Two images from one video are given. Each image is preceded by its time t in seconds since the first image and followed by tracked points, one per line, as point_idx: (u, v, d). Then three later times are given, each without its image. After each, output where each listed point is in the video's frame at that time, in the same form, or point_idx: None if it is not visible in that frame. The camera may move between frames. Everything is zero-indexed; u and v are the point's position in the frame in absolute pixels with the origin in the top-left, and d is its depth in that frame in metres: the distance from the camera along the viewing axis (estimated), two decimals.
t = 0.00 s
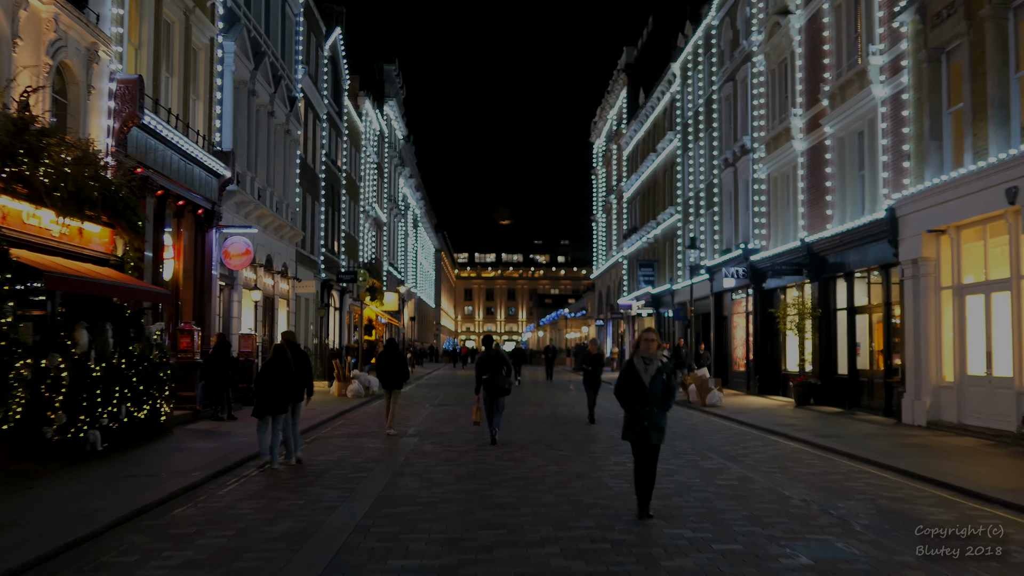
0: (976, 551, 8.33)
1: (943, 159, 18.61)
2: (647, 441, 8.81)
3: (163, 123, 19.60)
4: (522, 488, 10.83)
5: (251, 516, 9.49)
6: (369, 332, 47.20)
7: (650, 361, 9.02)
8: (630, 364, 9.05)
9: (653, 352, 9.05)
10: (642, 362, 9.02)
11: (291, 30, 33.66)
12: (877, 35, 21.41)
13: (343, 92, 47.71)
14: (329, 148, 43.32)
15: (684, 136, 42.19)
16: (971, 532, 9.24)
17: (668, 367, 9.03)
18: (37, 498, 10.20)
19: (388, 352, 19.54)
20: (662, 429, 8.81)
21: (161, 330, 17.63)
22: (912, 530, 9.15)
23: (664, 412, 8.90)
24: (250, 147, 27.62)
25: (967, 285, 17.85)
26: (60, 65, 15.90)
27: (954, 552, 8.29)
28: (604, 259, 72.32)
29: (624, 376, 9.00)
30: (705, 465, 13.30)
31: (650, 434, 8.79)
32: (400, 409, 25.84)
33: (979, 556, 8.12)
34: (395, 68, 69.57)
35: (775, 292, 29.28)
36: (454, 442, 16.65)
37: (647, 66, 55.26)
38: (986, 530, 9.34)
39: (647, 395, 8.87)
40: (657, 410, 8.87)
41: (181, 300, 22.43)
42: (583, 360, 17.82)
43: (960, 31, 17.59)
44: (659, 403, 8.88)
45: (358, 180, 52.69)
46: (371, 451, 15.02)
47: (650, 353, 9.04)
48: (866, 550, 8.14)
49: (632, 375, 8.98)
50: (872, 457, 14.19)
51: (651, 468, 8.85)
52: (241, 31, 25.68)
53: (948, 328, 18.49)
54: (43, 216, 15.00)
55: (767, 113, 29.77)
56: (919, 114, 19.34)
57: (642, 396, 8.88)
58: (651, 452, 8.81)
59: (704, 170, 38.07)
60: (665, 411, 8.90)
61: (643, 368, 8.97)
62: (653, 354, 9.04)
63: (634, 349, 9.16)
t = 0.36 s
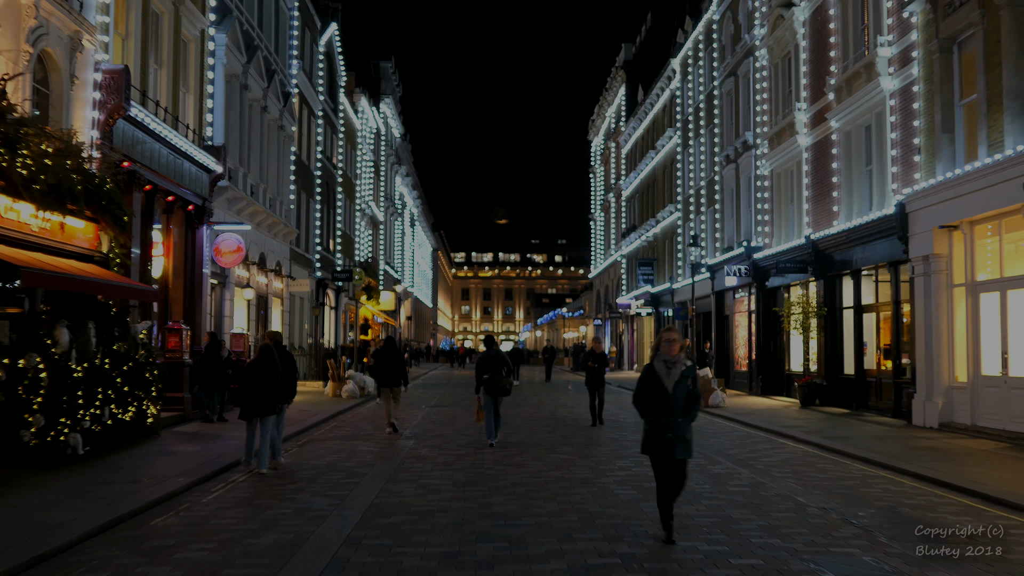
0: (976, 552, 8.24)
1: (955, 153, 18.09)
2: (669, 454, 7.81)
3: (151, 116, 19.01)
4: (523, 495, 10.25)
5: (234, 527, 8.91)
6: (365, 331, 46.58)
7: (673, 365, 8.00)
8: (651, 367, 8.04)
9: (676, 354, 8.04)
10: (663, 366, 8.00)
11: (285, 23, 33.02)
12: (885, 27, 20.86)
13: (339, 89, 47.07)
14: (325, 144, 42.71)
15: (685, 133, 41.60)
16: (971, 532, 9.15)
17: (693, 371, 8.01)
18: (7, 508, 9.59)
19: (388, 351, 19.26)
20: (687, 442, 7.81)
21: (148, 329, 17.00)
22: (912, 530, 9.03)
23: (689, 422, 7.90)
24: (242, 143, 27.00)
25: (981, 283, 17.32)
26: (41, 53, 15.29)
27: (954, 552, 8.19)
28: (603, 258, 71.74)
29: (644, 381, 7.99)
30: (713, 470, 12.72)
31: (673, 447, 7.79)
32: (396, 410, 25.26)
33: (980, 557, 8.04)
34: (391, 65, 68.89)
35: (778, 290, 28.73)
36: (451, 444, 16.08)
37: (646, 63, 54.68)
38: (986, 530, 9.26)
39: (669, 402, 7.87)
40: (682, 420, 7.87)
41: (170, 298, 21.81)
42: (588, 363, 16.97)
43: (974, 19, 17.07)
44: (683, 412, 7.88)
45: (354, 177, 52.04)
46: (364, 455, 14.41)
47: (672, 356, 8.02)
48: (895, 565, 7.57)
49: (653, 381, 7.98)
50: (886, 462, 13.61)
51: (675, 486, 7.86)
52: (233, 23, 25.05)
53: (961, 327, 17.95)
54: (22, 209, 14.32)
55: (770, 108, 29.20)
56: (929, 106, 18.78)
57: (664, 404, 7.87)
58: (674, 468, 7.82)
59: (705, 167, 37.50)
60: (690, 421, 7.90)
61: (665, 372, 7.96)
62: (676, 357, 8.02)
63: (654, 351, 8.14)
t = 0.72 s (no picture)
0: (976, 551, 8.30)
1: (971, 148, 17.48)
2: (705, 481, 6.71)
3: (139, 110, 18.40)
4: (525, 508, 9.65)
5: (219, 542, 8.35)
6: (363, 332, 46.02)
7: (708, 376, 6.77)
8: (682, 379, 6.80)
9: (711, 364, 6.79)
10: (696, 379, 6.76)
11: (280, 19, 32.44)
12: (896, 19, 20.27)
13: (336, 86, 46.49)
14: (321, 142, 42.09)
15: (687, 130, 41.02)
16: (970, 532, 9.22)
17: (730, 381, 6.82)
18: None
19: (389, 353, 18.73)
20: (726, 466, 6.70)
21: (135, 330, 16.34)
22: (912, 529, 9.12)
23: (727, 442, 6.77)
24: (236, 139, 26.40)
25: (997, 282, 16.74)
26: (22, 43, 14.70)
27: (953, 552, 8.23)
28: (603, 258, 71.19)
29: (674, 396, 6.78)
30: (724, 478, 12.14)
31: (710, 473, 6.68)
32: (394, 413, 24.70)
33: (978, 557, 8.08)
34: (390, 63, 68.29)
35: (783, 289, 28.19)
36: (450, 449, 15.50)
37: (647, 61, 54.11)
38: (985, 530, 9.30)
39: (705, 422, 6.70)
40: (718, 440, 6.73)
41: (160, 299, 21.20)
42: (596, 367, 15.81)
43: (991, 10, 16.49)
44: (719, 430, 6.74)
45: (352, 176, 51.47)
46: (359, 461, 13.83)
47: (707, 366, 6.78)
48: None
49: (685, 396, 6.76)
50: (904, 469, 13.06)
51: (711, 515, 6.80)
52: (226, 17, 24.45)
53: (976, 328, 17.38)
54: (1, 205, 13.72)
55: (775, 104, 28.60)
56: (943, 100, 18.18)
57: (699, 423, 6.70)
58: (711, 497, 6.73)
59: (708, 165, 36.92)
60: (727, 441, 6.77)
61: (700, 385, 6.74)
62: (711, 368, 6.78)
63: (685, 358, 6.87)
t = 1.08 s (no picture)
0: (975, 551, 8.20)
1: (984, 141, 16.92)
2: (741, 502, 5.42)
3: (124, 101, 17.79)
4: (524, 517, 9.08)
5: (195, 557, 7.76)
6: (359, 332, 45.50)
7: (747, 373, 5.52)
8: (715, 377, 5.56)
9: (749, 358, 5.55)
10: (732, 376, 5.52)
11: (274, 13, 31.87)
12: (905, 9, 19.72)
13: (332, 83, 45.92)
14: (317, 139, 41.50)
15: (687, 127, 40.52)
16: (970, 531, 9.09)
17: (774, 379, 5.56)
18: None
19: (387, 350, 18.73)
20: (765, 481, 5.44)
21: (118, 329, 15.72)
22: (912, 529, 8.95)
23: (768, 452, 5.50)
24: (228, 134, 25.86)
25: (1012, 279, 16.16)
26: None
27: (953, 552, 8.11)
28: (601, 257, 70.72)
29: (703, 396, 5.53)
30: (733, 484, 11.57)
31: (745, 489, 5.41)
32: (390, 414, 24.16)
33: (978, 555, 8.00)
34: (386, 60, 67.75)
35: (787, 288, 27.70)
36: (446, 452, 14.95)
37: (646, 58, 53.64)
38: (988, 531, 9.11)
39: (742, 426, 5.45)
40: (757, 450, 5.47)
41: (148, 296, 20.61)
42: (602, 366, 14.91)
43: None
44: (760, 438, 5.48)
45: (348, 174, 50.88)
46: (350, 466, 13.24)
47: (745, 360, 5.55)
48: None
49: (717, 396, 5.50)
50: (918, 473, 12.54)
51: (745, 543, 5.54)
52: (217, 9, 23.89)
53: (991, 327, 16.80)
54: None
55: (778, 99, 28.06)
56: (955, 92, 17.62)
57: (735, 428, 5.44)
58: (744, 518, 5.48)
59: (710, 162, 36.37)
60: (768, 451, 5.50)
61: (735, 383, 5.49)
62: (750, 363, 5.54)
63: (719, 350, 5.65)
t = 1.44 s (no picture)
0: (976, 551, 7.99)
1: (1002, 133, 16.35)
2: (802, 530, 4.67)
3: (112, 90, 17.19)
4: (528, 525, 8.51)
5: (174, 570, 7.17)
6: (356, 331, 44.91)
7: (807, 376, 4.77)
8: (771, 380, 4.80)
9: (810, 357, 4.80)
10: (789, 380, 4.76)
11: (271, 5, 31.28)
12: None
13: (330, 78, 45.31)
14: (314, 135, 40.91)
15: (690, 124, 39.96)
16: (972, 531, 8.85)
17: (839, 384, 4.81)
18: None
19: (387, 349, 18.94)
20: (833, 507, 4.66)
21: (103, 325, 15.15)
22: (912, 530, 8.74)
23: (833, 470, 4.74)
24: (222, 128, 25.28)
25: None
26: None
27: (953, 552, 7.94)
28: (601, 256, 70.21)
29: (758, 403, 4.77)
30: (746, 488, 11.00)
31: (811, 516, 4.66)
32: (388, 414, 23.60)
33: (980, 556, 7.77)
34: (385, 57, 67.15)
35: (793, 286, 27.18)
36: (446, 453, 14.38)
37: (647, 55, 53.09)
38: (988, 529, 8.94)
39: (804, 441, 4.69)
40: (822, 469, 4.70)
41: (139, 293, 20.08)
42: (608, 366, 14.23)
43: None
44: (826, 454, 4.72)
45: (346, 171, 50.30)
46: (344, 469, 12.67)
47: (805, 360, 4.80)
48: None
49: (775, 403, 4.74)
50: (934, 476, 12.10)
51: None
52: None
53: (1009, 324, 16.23)
54: None
55: (784, 93, 27.48)
56: (972, 82, 17.05)
57: (796, 442, 4.69)
58: (811, 550, 4.70)
59: (713, 159, 35.82)
60: (834, 470, 4.75)
61: (794, 389, 4.73)
62: (811, 364, 4.79)
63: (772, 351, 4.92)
